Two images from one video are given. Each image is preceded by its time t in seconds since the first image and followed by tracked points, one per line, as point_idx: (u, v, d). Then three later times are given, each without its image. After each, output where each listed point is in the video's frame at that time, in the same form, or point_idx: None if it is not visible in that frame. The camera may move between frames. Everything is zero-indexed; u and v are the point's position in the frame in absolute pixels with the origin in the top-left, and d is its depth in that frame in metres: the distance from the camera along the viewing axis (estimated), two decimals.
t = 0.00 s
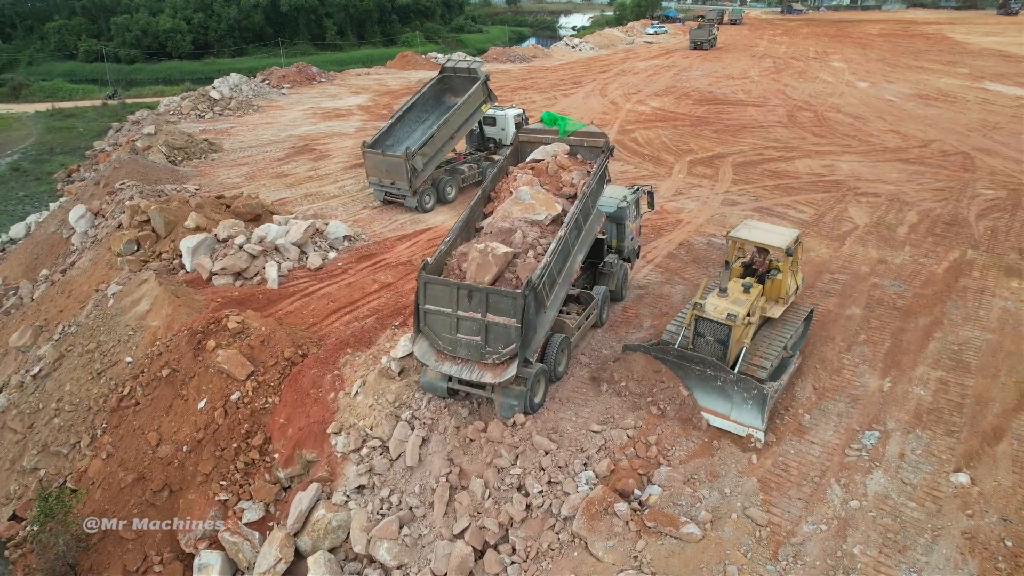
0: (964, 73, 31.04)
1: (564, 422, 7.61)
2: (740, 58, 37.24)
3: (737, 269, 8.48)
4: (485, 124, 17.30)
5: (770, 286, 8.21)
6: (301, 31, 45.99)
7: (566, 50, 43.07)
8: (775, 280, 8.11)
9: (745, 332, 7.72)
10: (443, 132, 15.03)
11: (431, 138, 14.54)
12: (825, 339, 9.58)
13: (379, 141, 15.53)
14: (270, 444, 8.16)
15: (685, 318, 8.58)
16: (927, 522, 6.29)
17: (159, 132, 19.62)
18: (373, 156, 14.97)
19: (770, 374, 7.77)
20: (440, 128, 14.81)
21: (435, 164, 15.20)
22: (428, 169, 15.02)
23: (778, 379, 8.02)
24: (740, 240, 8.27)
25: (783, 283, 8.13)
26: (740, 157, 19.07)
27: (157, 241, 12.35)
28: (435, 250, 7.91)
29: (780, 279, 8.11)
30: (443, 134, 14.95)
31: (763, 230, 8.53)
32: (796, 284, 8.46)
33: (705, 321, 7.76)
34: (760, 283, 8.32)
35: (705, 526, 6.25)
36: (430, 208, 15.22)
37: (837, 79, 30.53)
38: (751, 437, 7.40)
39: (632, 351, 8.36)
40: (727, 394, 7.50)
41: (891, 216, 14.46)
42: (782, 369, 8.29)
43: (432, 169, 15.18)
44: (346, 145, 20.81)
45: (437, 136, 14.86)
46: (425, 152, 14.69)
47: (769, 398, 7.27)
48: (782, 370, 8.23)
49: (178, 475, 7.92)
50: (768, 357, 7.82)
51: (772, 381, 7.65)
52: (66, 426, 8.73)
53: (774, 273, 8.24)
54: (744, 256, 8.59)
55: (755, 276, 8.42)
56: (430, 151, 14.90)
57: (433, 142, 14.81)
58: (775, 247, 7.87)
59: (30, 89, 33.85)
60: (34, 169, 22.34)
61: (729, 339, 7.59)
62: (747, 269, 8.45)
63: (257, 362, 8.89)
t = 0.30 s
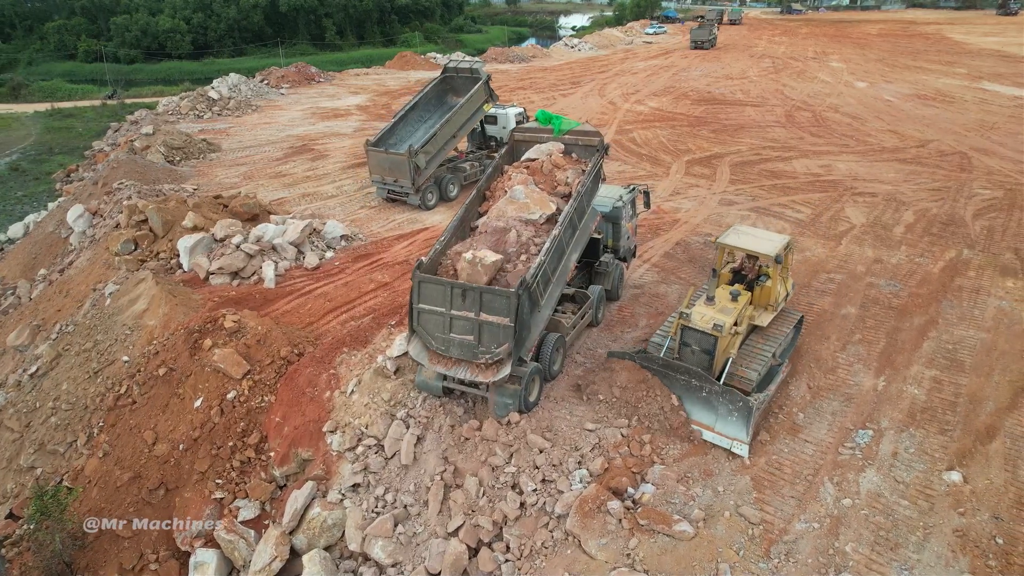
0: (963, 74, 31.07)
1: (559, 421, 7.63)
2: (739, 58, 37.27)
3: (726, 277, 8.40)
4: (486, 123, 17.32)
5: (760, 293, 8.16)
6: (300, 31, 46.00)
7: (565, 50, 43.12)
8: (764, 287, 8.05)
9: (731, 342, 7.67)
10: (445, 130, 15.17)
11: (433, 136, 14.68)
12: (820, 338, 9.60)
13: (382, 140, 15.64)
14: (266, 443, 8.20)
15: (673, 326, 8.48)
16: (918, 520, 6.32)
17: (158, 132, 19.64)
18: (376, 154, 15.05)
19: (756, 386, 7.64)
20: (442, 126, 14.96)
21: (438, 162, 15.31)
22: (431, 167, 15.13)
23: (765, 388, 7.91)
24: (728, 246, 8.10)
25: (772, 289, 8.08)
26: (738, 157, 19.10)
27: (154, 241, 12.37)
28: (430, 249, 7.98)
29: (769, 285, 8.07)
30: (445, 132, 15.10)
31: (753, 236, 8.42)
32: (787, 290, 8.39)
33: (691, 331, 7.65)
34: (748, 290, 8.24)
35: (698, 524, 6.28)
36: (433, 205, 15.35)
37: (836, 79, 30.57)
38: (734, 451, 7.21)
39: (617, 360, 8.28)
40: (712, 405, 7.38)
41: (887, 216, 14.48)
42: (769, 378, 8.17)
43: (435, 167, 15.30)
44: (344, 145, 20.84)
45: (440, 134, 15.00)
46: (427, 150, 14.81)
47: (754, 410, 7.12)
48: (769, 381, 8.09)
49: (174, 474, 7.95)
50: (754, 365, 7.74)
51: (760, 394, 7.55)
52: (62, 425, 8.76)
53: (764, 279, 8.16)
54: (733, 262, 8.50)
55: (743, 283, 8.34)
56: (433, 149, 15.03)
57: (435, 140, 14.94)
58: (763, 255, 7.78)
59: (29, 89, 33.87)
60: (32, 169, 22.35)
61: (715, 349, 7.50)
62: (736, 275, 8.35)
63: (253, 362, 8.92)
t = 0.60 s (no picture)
0: (962, 73, 31.12)
1: (554, 419, 7.66)
2: (738, 58, 37.31)
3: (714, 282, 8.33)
4: (489, 121, 17.40)
5: (748, 299, 8.07)
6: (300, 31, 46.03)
7: (565, 50, 43.18)
8: (752, 293, 7.94)
9: (717, 349, 7.58)
10: (450, 128, 15.33)
11: (438, 134, 14.85)
12: (816, 337, 9.64)
13: (387, 138, 15.77)
14: (264, 440, 8.25)
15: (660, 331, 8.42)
16: (911, 517, 6.36)
17: (157, 131, 19.69)
18: (381, 151, 15.19)
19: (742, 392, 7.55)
20: (446, 125, 15.16)
21: (442, 160, 15.49)
22: (435, 165, 15.29)
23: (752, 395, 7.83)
24: (715, 252, 7.97)
25: (760, 296, 7.97)
26: (736, 156, 19.14)
27: (153, 240, 12.42)
28: (426, 248, 8.04)
29: (758, 292, 7.97)
30: (450, 130, 15.31)
31: (741, 241, 8.23)
32: (775, 296, 8.31)
33: (676, 337, 7.58)
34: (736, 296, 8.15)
35: (692, 521, 6.33)
36: (438, 202, 15.51)
37: (835, 79, 30.61)
38: (722, 457, 7.13)
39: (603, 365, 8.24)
40: (698, 411, 7.34)
41: (884, 216, 14.52)
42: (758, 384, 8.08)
43: (439, 165, 15.47)
44: (343, 145, 20.88)
45: (444, 132, 15.19)
46: (432, 147, 14.96)
47: (740, 415, 7.05)
48: (756, 387, 7.97)
49: (172, 471, 8.00)
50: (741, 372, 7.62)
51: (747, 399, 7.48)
52: (62, 423, 8.82)
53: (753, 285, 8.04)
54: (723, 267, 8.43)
55: (732, 288, 8.29)
56: (438, 147, 15.19)
57: (440, 138, 15.12)
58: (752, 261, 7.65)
59: (29, 89, 33.92)
60: (32, 168, 22.39)
61: (701, 356, 7.41)
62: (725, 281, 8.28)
63: (252, 360, 8.98)
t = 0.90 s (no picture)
0: (960, 74, 31.16)
1: (550, 415, 7.71)
2: (738, 58, 37.38)
3: (704, 285, 8.20)
4: (492, 120, 17.57)
5: (737, 302, 7.92)
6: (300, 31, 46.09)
7: (564, 50, 43.26)
8: (741, 297, 7.81)
9: (705, 353, 7.47)
10: (455, 126, 15.60)
11: (444, 131, 15.11)
12: (811, 334, 9.71)
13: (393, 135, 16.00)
14: (263, 436, 8.32)
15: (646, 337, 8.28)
16: (903, 511, 6.43)
17: (157, 131, 19.76)
18: (388, 148, 15.41)
19: (732, 397, 7.43)
20: (452, 122, 15.41)
21: (447, 157, 15.74)
22: (440, 162, 15.54)
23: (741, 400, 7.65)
24: (702, 254, 7.79)
25: (749, 299, 7.84)
26: (733, 156, 19.20)
27: (153, 239, 12.48)
28: (423, 246, 8.09)
29: (746, 295, 7.82)
30: (455, 128, 15.57)
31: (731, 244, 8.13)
32: (764, 299, 8.20)
33: (664, 341, 7.46)
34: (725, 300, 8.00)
35: (687, 515, 6.41)
36: (443, 199, 15.69)
37: (833, 79, 30.67)
38: (708, 464, 6.97)
39: (588, 369, 8.15)
40: (686, 416, 7.20)
41: (881, 215, 14.59)
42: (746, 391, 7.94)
43: (444, 162, 15.71)
44: (343, 145, 20.95)
45: (449, 130, 15.44)
46: (438, 144, 15.22)
47: (729, 421, 6.95)
48: (746, 392, 7.87)
49: (172, 467, 8.05)
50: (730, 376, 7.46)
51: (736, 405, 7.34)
52: (62, 420, 8.88)
53: (741, 288, 7.93)
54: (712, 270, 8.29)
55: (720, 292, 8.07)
56: (443, 144, 15.45)
57: (445, 136, 15.38)
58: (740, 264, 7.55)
59: (29, 89, 34.00)
60: (32, 168, 22.45)
61: (688, 361, 7.31)
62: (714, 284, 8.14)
63: (251, 357, 9.05)
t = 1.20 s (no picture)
0: (959, 73, 31.23)
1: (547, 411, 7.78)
2: (737, 58, 37.45)
3: (692, 289, 8.07)
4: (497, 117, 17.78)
5: (725, 306, 7.81)
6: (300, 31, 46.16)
7: (564, 50, 43.33)
8: (729, 300, 7.69)
9: (691, 358, 7.31)
10: (462, 124, 15.79)
11: (452, 129, 15.30)
12: (807, 331, 9.79)
13: (401, 132, 16.15)
14: (264, 432, 8.39)
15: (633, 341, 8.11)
16: (895, 504, 6.52)
17: (158, 130, 19.85)
18: (396, 144, 15.56)
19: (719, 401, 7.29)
20: (460, 121, 15.60)
21: (454, 154, 15.93)
22: (447, 159, 15.73)
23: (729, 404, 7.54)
24: (690, 257, 7.83)
25: (738, 302, 7.74)
26: (732, 155, 19.28)
27: (154, 237, 12.55)
28: (421, 244, 8.19)
29: (735, 298, 7.71)
30: (462, 126, 15.76)
31: (718, 247, 8.07)
32: (753, 303, 8.11)
33: (649, 345, 7.31)
34: (714, 303, 7.84)
35: (682, 508, 6.50)
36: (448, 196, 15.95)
37: (832, 79, 30.74)
38: (694, 468, 6.99)
39: (573, 373, 7.94)
40: (670, 420, 7.12)
41: (878, 213, 14.67)
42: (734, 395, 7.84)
43: (451, 159, 15.91)
44: (342, 144, 21.04)
45: (457, 128, 15.64)
46: (445, 142, 15.41)
47: (713, 426, 6.84)
48: (734, 396, 7.74)
49: (173, 462, 8.13)
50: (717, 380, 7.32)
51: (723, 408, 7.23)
52: (64, 415, 8.97)
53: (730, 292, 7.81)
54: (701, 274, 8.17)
55: (710, 295, 7.87)
56: (450, 141, 15.66)
57: (453, 133, 15.57)
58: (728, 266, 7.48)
59: (30, 88, 34.10)
60: (33, 167, 22.53)
61: (674, 365, 7.14)
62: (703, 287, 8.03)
63: (251, 354, 9.13)
